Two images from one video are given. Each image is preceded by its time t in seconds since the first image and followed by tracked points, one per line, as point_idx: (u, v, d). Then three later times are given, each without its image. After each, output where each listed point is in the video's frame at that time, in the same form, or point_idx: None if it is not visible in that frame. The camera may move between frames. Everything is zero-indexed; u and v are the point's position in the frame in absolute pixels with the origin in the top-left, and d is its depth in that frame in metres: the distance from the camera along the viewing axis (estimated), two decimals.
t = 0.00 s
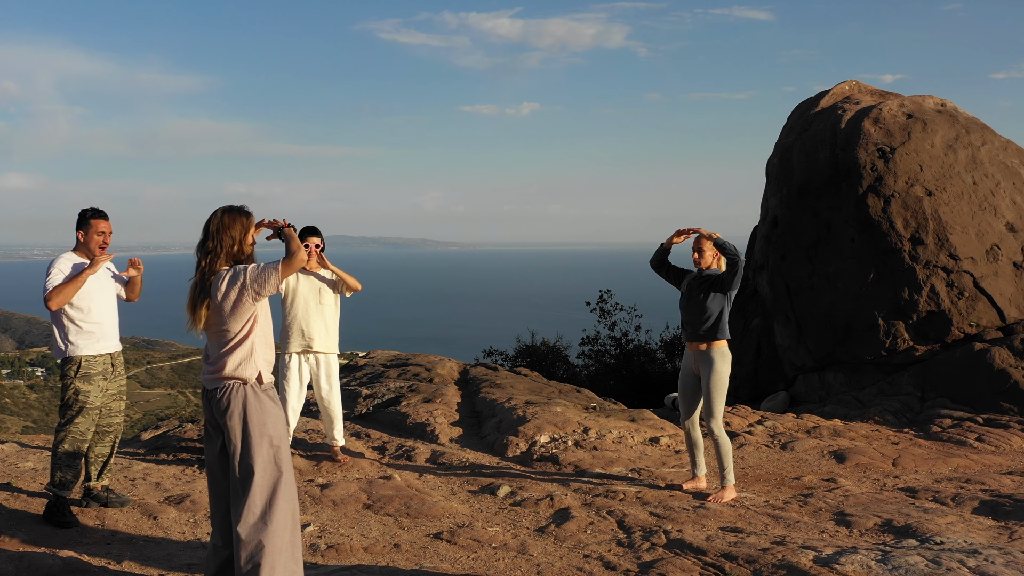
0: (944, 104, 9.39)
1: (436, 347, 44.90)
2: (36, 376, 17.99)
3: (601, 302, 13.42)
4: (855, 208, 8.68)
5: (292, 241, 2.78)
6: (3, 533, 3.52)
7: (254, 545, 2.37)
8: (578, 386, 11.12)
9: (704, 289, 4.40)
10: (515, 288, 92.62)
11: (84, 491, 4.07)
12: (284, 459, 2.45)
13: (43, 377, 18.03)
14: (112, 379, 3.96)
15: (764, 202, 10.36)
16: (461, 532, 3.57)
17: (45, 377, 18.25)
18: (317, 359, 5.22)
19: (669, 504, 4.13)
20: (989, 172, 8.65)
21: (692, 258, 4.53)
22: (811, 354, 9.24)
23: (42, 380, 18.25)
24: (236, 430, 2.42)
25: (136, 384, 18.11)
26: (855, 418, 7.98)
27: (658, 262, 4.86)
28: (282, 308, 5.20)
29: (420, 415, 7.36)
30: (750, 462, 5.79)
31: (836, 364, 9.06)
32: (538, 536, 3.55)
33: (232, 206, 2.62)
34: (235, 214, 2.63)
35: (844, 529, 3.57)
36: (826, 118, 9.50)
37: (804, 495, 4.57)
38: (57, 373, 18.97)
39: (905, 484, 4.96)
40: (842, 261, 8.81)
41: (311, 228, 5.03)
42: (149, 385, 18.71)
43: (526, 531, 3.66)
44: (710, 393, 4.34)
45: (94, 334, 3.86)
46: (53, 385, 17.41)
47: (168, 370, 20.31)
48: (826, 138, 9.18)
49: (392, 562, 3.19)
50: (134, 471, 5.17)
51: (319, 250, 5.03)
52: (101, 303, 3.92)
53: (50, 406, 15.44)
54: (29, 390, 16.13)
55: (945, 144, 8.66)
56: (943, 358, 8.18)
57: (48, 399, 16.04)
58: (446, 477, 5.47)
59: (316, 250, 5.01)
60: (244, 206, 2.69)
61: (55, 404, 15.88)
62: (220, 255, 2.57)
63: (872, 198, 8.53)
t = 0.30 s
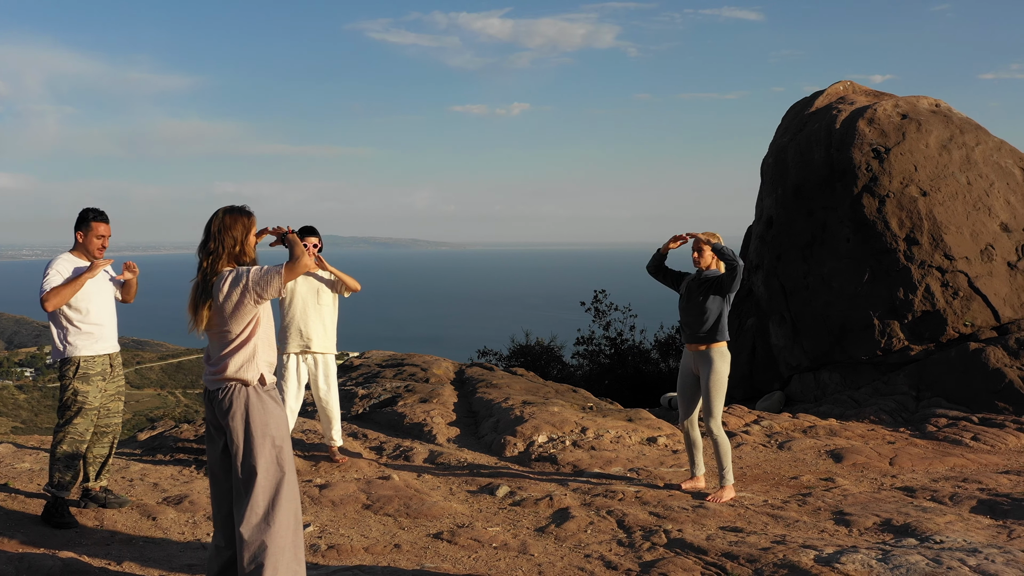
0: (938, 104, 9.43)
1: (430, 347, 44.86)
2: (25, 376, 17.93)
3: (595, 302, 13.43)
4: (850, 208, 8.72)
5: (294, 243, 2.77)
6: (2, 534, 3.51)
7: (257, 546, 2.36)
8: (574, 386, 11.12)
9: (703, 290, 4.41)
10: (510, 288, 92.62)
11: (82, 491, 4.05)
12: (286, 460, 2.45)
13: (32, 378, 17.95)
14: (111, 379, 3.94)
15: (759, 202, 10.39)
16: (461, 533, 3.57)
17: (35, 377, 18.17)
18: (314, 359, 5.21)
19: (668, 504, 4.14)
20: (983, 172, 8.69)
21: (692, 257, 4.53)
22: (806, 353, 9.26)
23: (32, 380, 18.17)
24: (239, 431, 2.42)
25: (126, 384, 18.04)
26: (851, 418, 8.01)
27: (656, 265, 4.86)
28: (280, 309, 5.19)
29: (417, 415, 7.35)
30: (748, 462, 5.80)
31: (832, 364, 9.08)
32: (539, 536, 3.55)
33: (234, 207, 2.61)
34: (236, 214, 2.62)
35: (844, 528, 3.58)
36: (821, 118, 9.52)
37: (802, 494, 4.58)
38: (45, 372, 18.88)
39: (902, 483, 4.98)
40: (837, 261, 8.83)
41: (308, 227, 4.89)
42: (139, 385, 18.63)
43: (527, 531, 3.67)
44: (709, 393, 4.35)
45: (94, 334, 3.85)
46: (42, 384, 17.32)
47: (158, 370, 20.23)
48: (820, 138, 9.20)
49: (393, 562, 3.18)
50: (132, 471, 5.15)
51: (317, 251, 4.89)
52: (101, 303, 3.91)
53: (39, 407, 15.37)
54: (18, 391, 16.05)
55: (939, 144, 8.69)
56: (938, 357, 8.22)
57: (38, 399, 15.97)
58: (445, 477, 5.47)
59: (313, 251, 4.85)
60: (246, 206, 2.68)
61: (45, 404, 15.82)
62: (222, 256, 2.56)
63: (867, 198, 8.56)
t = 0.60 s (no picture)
0: (934, 105, 9.46)
1: (426, 347, 44.83)
2: (16, 377, 17.85)
3: (592, 302, 13.44)
4: (846, 209, 8.73)
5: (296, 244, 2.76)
6: (2, 536, 3.50)
7: (260, 547, 2.36)
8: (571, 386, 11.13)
9: (703, 292, 4.42)
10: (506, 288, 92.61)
11: (81, 493, 4.04)
12: (289, 460, 2.45)
13: (23, 378, 17.88)
14: (111, 380, 3.94)
15: (756, 202, 10.40)
16: (463, 533, 3.57)
17: (26, 377, 18.10)
18: (314, 360, 5.20)
19: (669, 504, 4.14)
20: (979, 172, 8.72)
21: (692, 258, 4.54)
22: (803, 353, 9.27)
23: (23, 380, 18.09)
24: (241, 432, 2.42)
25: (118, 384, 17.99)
26: (849, 418, 8.02)
27: (655, 269, 4.86)
28: (280, 310, 5.18)
29: (415, 415, 7.35)
30: (747, 462, 5.81)
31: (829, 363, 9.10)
32: (540, 536, 3.55)
33: (235, 208, 2.60)
34: (238, 215, 2.61)
35: (844, 528, 3.59)
36: (817, 119, 9.54)
37: (802, 494, 4.59)
38: (36, 372, 18.79)
39: (901, 483, 4.99)
40: (834, 261, 8.85)
41: (308, 228, 4.87)
42: (132, 385, 18.56)
43: (528, 531, 3.67)
44: (709, 393, 4.36)
45: (94, 335, 3.85)
46: (33, 384, 17.26)
47: (150, 370, 20.17)
48: (817, 138, 9.22)
49: (395, 563, 3.18)
50: (130, 472, 5.14)
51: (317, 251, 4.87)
52: (100, 304, 3.90)
53: (30, 407, 15.30)
54: (9, 391, 15.99)
55: (935, 144, 8.71)
56: (935, 357, 8.24)
57: (29, 400, 15.91)
58: (444, 477, 5.47)
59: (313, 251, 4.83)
60: (248, 207, 2.68)
61: (36, 404, 15.76)
62: (224, 257, 2.55)
63: (863, 198, 8.57)
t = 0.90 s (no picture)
0: (930, 106, 9.49)
1: (421, 347, 44.81)
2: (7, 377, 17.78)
3: (588, 302, 13.45)
4: (843, 209, 8.75)
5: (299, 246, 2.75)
6: (2, 537, 3.48)
7: (264, 548, 2.36)
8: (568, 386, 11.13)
9: (704, 294, 4.43)
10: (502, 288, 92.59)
11: (81, 494, 4.03)
12: (292, 462, 2.45)
13: (14, 379, 17.81)
14: (111, 381, 3.93)
15: (752, 203, 10.42)
16: (464, 534, 3.57)
17: (17, 378, 18.03)
18: (313, 361, 5.19)
19: (669, 504, 4.14)
20: (975, 173, 8.74)
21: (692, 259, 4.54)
22: (800, 353, 9.29)
23: (13, 381, 18.02)
24: (244, 433, 2.42)
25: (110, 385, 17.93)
26: (846, 418, 8.04)
27: (655, 275, 4.85)
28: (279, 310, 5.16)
29: (414, 416, 7.35)
30: (746, 462, 5.82)
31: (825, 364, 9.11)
32: (542, 537, 3.56)
33: (239, 209, 2.59)
34: (241, 217, 2.60)
35: (845, 528, 3.60)
36: (814, 119, 9.57)
37: (802, 494, 4.60)
38: (27, 373, 18.72)
39: (900, 483, 5.01)
40: (831, 262, 8.87)
41: (307, 228, 4.85)
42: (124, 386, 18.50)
43: (530, 532, 3.67)
44: (710, 394, 4.36)
45: (95, 337, 3.85)
46: (25, 385, 17.19)
47: (143, 370, 20.10)
48: (814, 139, 9.25)
49: (397, 564, 3.18)
50: (130, 473, 5.13)
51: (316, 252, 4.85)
52: (101, 306, 3.89)
53: (21, 408, 15.24)
54: None
55: (932, 145, 8.74)
56: (932, 357, 8.26)
57: (19, 400, 15.85)
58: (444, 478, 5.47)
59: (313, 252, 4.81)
60: (251, 208, 2.67)
61: (26, 405, 15.69)
62: (227, 259, 2.55)
63: (860, 199, 8.59)
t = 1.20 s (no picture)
0: (926, 106, 9.52)
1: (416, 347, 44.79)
2: None
3: (584, 302, 13.46)
4: (840, 209, 8.77)
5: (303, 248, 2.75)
6: (3, 538, 3.48)
7: (269, 549, 2.36)
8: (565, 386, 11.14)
9: (704, 297, 4.44)
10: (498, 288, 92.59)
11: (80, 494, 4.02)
12: (297, 463, 2.44)
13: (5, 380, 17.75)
14: (110, 381, 3.92)
15: (749, 203, 10.44)
16: (466, 534, 3.57)
17: (8, 378, 17.97)
18: (313, 361, 5.18)
19: (670, 504, 4.15)
20: (971, 173, 8.77)
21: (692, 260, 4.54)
22: (797, 353, 9.30)
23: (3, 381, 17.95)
24: (249, 435, 2.42)
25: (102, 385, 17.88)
26: (843, 418, 8.06)
27: (654, 279, 4.83)
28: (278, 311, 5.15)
29: (412, 416, 7.34)
30: (746, 462, 5.83)
31: (822, 364, 9.12)
32: (543, 537, 3.56)
33: (244, 210, 2.59)
34: (246, 217, 2.60)
35: (845, 528, 3.61)
36: (810, 120, 9.60)
37: (801, 494, 4.61)
38: (19, 373, 18.65)
39: (899, 483, 5.02)
40: (827, 262, 8.89)
41: (307, 229, 4.83)
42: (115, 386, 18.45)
43: (532, 532, 3.68)
44: (710, 394, 4.37)
45: (95, 337, 3.83)
46: (16, 386, 17.13)
47: (136, 370, 20.06)
48: (810, 140, 9.27)
49: (400, 564, 3.18)
50: (129, 474, 5.12)
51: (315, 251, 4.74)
52: (101, 307, 3.88)
53: (12, 409, 15.19)
54: None
55: (927, 146, 8.77)
56: (928, 357, 8.28)
57: (9, 400, 15.80)
58: (444, 478, 5.47)
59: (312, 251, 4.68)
60: (256, 209, 2.67)
61: (16, 406, 15.64)
62: (232, 259, 2.55)
63: (857, 199, 8.62)
